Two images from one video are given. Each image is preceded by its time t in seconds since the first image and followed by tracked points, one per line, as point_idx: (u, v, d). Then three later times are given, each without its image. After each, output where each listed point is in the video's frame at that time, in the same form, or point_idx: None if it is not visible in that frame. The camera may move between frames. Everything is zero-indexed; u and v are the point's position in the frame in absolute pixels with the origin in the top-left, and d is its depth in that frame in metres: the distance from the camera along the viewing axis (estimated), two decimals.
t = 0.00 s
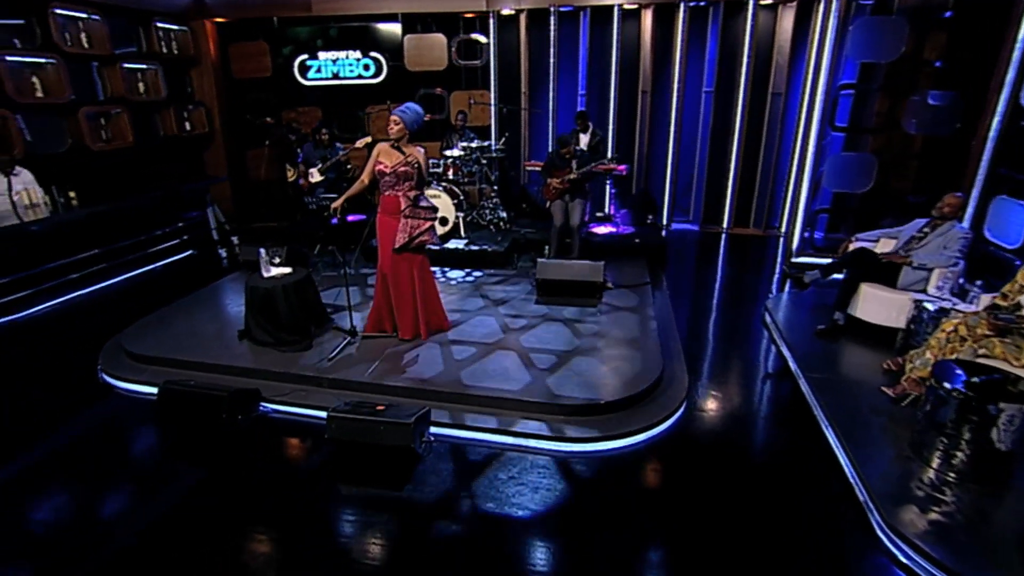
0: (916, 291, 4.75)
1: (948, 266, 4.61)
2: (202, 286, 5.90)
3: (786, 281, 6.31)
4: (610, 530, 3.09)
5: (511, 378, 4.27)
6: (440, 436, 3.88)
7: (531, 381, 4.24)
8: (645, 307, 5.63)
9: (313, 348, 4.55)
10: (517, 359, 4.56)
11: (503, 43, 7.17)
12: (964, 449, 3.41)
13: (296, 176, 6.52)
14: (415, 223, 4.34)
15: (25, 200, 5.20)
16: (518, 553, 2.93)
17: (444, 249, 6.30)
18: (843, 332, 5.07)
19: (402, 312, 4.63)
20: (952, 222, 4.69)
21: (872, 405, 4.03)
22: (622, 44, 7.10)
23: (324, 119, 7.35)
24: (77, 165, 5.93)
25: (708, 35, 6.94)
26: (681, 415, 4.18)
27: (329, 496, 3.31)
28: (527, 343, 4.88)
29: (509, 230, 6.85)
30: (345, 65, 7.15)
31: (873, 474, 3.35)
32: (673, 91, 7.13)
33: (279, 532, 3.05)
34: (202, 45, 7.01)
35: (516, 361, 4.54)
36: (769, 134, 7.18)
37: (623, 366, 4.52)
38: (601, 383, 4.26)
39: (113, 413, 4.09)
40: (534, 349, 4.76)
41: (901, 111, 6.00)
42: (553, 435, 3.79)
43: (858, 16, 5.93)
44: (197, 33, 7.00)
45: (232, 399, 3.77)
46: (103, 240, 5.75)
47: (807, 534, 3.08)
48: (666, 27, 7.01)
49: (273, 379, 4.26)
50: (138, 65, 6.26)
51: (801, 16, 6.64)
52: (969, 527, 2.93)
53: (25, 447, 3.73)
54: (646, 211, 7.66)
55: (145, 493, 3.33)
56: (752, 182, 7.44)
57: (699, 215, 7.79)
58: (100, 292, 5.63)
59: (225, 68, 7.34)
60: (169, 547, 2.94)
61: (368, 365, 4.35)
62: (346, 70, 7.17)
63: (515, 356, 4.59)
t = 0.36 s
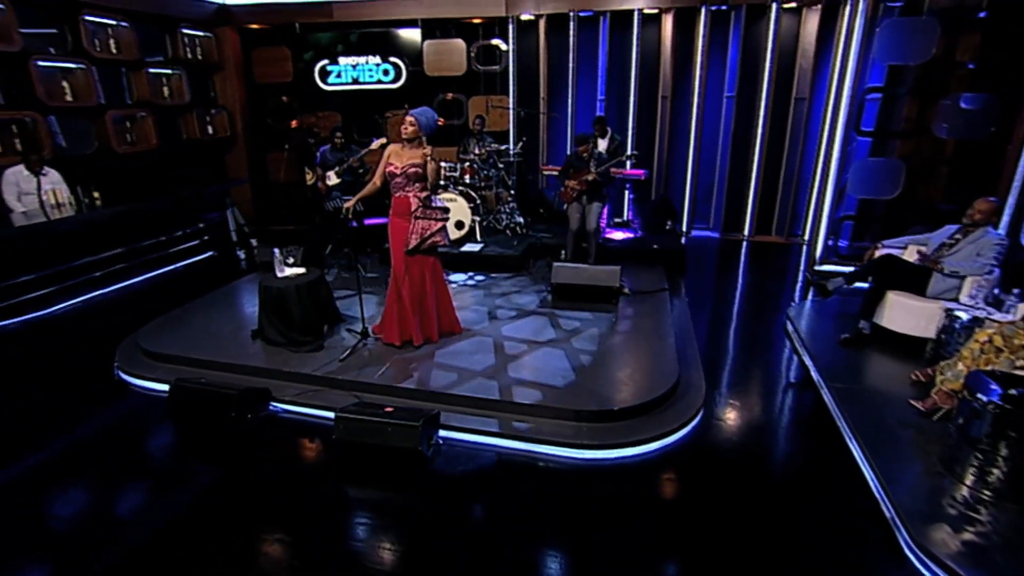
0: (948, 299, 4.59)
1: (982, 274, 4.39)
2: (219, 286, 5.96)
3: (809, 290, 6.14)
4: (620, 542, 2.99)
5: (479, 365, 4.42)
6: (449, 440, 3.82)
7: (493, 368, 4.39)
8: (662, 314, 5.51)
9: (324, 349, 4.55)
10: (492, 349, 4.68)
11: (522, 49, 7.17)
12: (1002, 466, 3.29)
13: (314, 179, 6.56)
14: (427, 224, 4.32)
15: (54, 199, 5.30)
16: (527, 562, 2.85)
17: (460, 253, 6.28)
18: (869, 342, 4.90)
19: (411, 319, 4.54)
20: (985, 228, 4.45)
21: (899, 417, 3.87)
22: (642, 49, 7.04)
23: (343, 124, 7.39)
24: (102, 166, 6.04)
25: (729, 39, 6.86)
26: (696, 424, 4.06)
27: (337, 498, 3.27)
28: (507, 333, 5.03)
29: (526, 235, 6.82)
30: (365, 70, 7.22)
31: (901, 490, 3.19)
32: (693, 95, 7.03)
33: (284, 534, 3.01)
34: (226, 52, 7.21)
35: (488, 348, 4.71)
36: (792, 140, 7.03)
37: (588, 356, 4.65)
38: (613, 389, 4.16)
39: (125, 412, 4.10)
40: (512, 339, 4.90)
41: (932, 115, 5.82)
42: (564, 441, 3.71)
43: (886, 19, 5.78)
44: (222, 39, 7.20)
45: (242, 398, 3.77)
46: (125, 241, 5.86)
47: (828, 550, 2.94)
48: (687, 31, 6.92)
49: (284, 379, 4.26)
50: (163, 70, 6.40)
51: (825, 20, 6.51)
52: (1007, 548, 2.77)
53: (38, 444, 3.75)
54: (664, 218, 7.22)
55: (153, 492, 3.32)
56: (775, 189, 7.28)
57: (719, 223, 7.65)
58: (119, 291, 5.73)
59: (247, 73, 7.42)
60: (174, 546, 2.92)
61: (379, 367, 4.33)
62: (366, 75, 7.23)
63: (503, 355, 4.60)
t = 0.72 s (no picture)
0: (981, 310, 4.38)
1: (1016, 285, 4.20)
2: (236, 289, 6.02)
3: (832, 300, 5.97)
4: (629, 555, 2.89)
5: (485, 363, 4.48)
6: (457, 446, 3.77)
7: (497, 366, 4.45)
8: (678, 323, 5.40)
9: (335, 352, 4.55)
10: (495, 343, 4.83)
11: (540, 56, 7.19)
12: None
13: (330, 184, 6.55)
14: (434, 229, 4.31)
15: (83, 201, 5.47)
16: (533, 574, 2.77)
17: (475, 259, 6.25)
18: (895, 354, 4.74)
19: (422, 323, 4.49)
20: (1020, 236, 4.31)
21: (927, 432, 3.71)
22: (662, 56, 7.00)
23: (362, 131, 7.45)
24: (125, 171, 6.16)
25: (750, 46, 6.78)
26: (712, 435, 3.94)
27: (342, 503, 3.23)
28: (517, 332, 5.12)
29: (542, 242, 6.79)
30: (384, 78, 7.28)
31: (930, 508, 3.04)
32: (713, 103, 6.95)
33: (288, 540, 2.96)
34: (248, 60, 7.30)
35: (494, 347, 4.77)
36: (815, 147, 6.88)
37: (601, 363, 4.57)
38: (624, 398, 4.06)
39: (137, 414, 4.11)
40: (514, 330, 5.10)
41: (962, 121, 5.65)
42: (575, 449, 3.63)
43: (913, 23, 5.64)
44: (245, 47, 7.27)
45: (250, 399, 3.75)
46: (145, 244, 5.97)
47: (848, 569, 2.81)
48: (707, 38, 6.85)
49: (294, 381, 4.26)
50: (187, 77, 6.52)
51: (849, 25, 6.39)
52: None
53: (51, 444, 3.77)
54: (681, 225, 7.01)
55: (160, 496, 3.30)
56: (797, 197, 7.13)
57: (739, 231, 7.52)
58: (138, 293, 5.82)
59: (269, 81, 7.53)
60: (179, 550, 2.89)
61: (389, 371, 4.30)
62: (385, 82, 7.29)
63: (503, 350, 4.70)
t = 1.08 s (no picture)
0: (1013, 323, 4.25)
1: None
2: (251, 293, 6.07)
3: (855, 312, 5.81)
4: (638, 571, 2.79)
5: (497, 371, 4.43)
6: (464, 453, 3.72)
7: (509, 374, 4.40)
8: (694, 332, 5.29)
9: (345, 357, 4.54)
10: (507, 351, 4.79)
11: (558, 66, 7.19)
12: None
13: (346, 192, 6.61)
14: (449, 234, 4.28)
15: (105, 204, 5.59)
16: None
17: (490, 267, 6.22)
18: (921, 368, 4.59)
19: (430, 328, 4.47)
20: None
21: (955, 450, 3.56)
22: (680, 65, 6.95)
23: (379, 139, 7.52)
24: (147, 177, 6.27)
25: (770, 54, 6.69)
26: (727, 448, 3.83)
27: (346, 509, 3.19)
28: (529, 339, 5.06)
29: (558, 250, 6.75)
30: (402, 86, 7.35)
31: (960, 531, 2.89)
32: (732, 111, 6.86)
33: (291, 547, 2.92)
34: (269, 69, 7.36)
35: (506, 354, 4.72)
36: (837, 156, 6.73)
37: (613, 373, 4.49)
38: (636, 408, 3.97)
39: (147, 417, 4.11)
40: (526, 338, 5.05)
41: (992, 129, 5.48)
42: (584, 459, 3.55)
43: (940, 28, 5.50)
44: (265, 56, 7.34)
45: (258, 402, 3.75)
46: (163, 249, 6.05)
47: None
48: (726, 47, 6.78)
49: (303, 385, 4.26)
50: (209, 86, 6.67)
51: (873, 32, 6.26)
52: None
53: (61, 444, 3.78)
54: (697, 235, 6.99)
55: (164, 499, 3.28)
56: (818, 207, 6.97)
57: (758, 242, 7.38)
58: (154, 297, 5.91)
59: (289, 90, 7.64)
60: (182, 554, 2.86)
61: (399, 377, 4.27)
62: (403, 91, 7.36)
63: (514, 359, 4.65)
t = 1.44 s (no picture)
0: None
1: None
2: (263, 296, 6.12)
3: (874, 322, 5.66)
4: None
5: (504, 378, 4.38)
6: (468, 459, 3.68)
7: (516, 380, 4.36)
8: (706, 340, 5.19)
9: (352, 361, 4.53)
10: (515, 357, 4.75)
11: (572, 73, 7.18)
12: None
13: (359, 199, 6.68)
14: (460, 238, 4.26)
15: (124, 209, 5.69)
16: None
17: (500, 273, 6.15)
18: (944, 379, 4.44)
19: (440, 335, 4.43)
20: None
21: (978, 464, 3.42)
22: (695, 72, 6.90)
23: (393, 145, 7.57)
24: (165, 182, 6.37)
25: (787, 60, 6.61)
26: (738, 459, 3.72)
27: (347, 514, 3.16)
28: (537, 346, 5.01)
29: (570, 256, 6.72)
30: (416, 94, 7.38)
31: (984, 550, 2.77)
32: (748, 118, 6.79)
33: (292, 552, 2.90)
34: (285, 76, 7.45)
35: (514, 361, 4.68)
36: (856, 163, 6.60)
37: (622, 380, 4.41)
38: (643, 416, 3.88)
39: (155, 420, 4.13)
40: (534, 345, 5.00)
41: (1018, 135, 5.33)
42: (590, 468, 3.48)
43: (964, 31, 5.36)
44: (282, 64, 7.44)
45: (263, 405, 3.75)
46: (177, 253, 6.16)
47: None
48: (742, 52, 6.72)
49: (310, 389, 4.26)
50: (227, 93, 6.76)
51: (893, 37, 6.13)
52: None
53: (70, 445, 3.81)
54: (712, 243, 6.85)
55: (167, 502, 3.28)
56: (837, 215, 6.83)
57: (774, 251, 7.26)
58: (168, 300, 5.98)
59: (305, 97, 7.73)
60: (182, 557, 2.85)
61: (405, 382, 4.24)
62: (417, 98, 7.40)
63: (522, 365, 4.60)
